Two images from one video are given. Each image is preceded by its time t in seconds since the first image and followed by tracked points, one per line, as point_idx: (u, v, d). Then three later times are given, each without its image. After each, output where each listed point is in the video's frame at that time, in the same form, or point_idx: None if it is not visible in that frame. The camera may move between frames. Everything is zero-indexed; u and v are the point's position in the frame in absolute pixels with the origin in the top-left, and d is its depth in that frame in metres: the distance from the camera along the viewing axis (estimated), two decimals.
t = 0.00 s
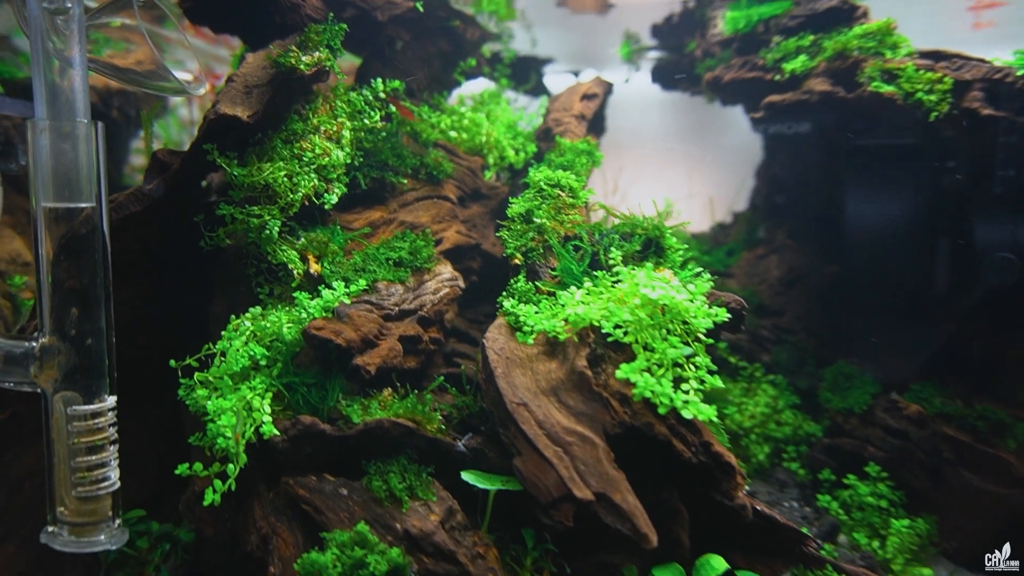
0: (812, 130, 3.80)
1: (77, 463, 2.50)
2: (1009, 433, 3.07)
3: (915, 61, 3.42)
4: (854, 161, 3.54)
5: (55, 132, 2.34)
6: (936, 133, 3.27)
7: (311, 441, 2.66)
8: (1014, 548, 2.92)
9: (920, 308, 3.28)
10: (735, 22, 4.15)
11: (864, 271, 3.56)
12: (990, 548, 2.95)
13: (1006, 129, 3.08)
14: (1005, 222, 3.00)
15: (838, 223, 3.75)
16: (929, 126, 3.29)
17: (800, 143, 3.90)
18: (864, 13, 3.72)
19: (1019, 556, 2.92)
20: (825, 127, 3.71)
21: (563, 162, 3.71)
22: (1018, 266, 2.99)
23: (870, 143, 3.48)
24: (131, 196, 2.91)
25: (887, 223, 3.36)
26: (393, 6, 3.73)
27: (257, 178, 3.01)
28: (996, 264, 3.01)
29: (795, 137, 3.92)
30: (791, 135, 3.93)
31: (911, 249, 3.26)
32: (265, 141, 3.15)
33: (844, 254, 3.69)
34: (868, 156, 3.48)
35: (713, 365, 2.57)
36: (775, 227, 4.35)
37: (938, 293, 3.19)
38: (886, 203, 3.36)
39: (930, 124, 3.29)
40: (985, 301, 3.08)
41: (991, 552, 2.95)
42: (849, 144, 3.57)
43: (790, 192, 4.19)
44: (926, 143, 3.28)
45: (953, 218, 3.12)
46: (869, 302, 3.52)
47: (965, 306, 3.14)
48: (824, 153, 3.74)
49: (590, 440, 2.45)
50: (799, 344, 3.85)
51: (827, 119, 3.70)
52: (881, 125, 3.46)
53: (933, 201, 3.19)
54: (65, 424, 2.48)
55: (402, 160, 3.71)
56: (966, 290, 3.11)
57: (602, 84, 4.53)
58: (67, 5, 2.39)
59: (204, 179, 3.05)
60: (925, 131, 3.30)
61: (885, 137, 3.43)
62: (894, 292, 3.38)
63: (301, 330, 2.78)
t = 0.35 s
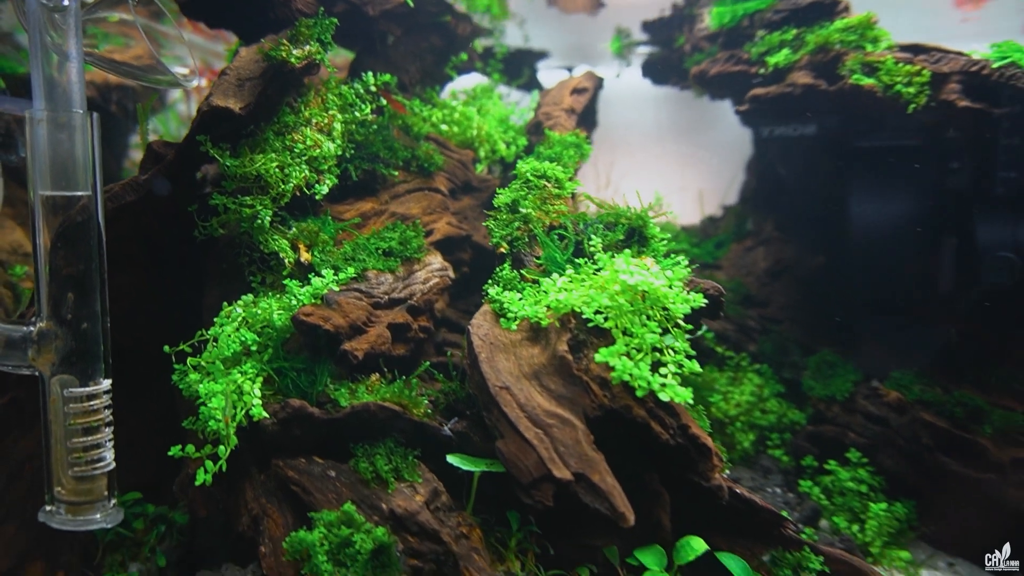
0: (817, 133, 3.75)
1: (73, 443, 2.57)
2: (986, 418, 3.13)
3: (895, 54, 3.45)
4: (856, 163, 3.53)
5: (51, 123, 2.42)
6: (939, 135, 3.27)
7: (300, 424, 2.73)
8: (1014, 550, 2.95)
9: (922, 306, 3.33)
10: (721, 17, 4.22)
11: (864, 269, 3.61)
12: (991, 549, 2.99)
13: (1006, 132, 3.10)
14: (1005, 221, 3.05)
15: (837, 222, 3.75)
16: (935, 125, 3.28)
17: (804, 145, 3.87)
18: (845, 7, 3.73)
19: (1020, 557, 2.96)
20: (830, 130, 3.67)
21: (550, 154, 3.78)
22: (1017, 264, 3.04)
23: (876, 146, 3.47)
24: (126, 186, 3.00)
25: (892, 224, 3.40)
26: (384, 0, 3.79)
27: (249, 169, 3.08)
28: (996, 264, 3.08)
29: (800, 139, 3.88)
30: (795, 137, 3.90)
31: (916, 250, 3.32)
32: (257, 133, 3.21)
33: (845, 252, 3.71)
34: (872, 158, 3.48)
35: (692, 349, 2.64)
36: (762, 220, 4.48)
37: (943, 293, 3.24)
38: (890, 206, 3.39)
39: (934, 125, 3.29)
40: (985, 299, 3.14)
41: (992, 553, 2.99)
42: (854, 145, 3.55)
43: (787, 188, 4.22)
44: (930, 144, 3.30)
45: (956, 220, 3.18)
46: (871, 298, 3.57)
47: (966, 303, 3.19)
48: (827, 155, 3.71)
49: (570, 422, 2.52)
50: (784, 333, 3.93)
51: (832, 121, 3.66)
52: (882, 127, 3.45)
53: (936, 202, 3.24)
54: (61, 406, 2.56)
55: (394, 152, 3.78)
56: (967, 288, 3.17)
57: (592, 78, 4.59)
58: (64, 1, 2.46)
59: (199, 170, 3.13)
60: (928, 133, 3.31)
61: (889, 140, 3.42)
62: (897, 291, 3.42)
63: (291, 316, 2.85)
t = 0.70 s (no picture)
0: (822, 135, 3.69)
1: (69, 424, 2.65)
2: (963, 404, 3.20)
3: (874, 46, 3.50)
4: (860, 163, 3.48)
5: (48, 113, 2.52)
6: (943, 136, 3.20)
7: (289, 406, 2.80)
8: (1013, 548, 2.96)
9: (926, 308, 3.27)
10: (706, 10, 4.23)
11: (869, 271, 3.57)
12: (990, 548, 3.01)
13: (1008, 131, 3.03)
14: (1006, 221, 2.96)
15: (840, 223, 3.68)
16: (938, 129, 3.22)
17: (808, 148, 3.79)
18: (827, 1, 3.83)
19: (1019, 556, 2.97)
20: (836, 131, 3.61)
21: (538, 145, 3.85)
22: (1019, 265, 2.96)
23: (881, 148, 3.39)
24: (120, 175, 3.07)
25: (894, 224, 3.32)
26: None
27: (240, 159, 3.15)
28: (998, 264, 3.00)
29: (804, 142, 3.81)
30: (801, 139, 3.82)
31: (917, 252, 3.24)
32: (249, 124, 3.29)
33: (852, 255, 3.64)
34: (875, 158, 3.42)
35: (670, 334, 2.70)
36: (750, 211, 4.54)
37: (947, 295, 3.16)
38: (891, 206, 3.32)
39: (938, 127, 3.23)
40: (987, 300, 3.08)
41: (991, 552, 3.01)
42: (858, 146, 3.49)
43: (792, 193, 4.13)
44: (932, 146, 3.21)
45: (958, 220, 3.09)
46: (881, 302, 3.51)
47: (967, 303, 3.13)
48: (831, 157, 3.66)
49: (549, 404, 2.59)
50: (769, 323, 4.00)
51: (839, 124, 3.60)
52: (887, 127, 3.39)
53: (939, 203, 3.15)
54: (57, 387, 2.64)
55: (384, 144, 3.84)
56: (969, 289, 3.09)
57: (582, 71, 4.63)
58: None
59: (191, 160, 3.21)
60: (933, 135, 3.23)
61: (892, 140, 3.35)
62: (897, 292, 3.37)
63: (280, 302, 2.93)
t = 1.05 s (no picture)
0: (827, 136, 3.62)
1: (63, 411, 2.72)
2: (941, 394, 3.25)
3: (855, 42, 3.53)
4: (864, 165, 3.44)
5: (43, 107, 2.58)
6: (944, 137, 3.21)
7: (277, 394, 2.86)
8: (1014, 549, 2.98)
9: (929, 306, 3.31)
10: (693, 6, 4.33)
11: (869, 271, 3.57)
12: (990, 548, 3.02)
13: (1010, 131, 3.03)
14: (1007, 221, 2.98)
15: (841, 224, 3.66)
16: (938, 130, 3.24)
17: (809, 150, 3.74)
18: None
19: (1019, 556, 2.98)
20: (838, 133, 3.56)
21: (526, 140, 3.89)
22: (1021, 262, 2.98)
23: (884, 149, 3.38)
24: (114, 169, 3.14)
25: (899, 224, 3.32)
26: None
27: (231, 153, 3.21)
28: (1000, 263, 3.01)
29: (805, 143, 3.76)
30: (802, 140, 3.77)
31: (922, 252, 3.26)
32: (240, 119, 3.35)
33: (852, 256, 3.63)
34: (880, 160, 3.39)
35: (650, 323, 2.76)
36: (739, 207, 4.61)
37: (950, 294, 3.18)
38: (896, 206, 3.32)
39: (939, 127, 3.23)
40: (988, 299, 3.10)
41: (992, 552, 3.01)
42: (860, 148, 3.46)
43: (787, 195, 4.11)
44: (933, 147, 3.23)
45: (961, 220, 3.11)
46: (883, 300, 3.53)
47: (968, 302, 3.16)
48: (832, 159, 3.61)
49: (530, 392, 2.64)
50: (755, 316, 4.06)
51: (841, 125, 3.55)
52: (891, 129, 3.37)
53: (943, 203, 3.17)
54: (51, 375, 2.70)
55: (375, 140, 3.90)
56: (972, 288, 3.11)
57: (572, 69, 4.66)
58: None
59: (186, 153, 3.28)
60: (934, 135, 3.25)
61: (896, 141, 3.34)
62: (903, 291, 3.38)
63: (269, 293, 2.99)
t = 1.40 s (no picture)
0: (832, 137, 3.53)
1: (52, 404, 2.79)
2: (912, 390, 3.33)
3: (830, 44, 3.57)
4: (868, 168, 3.37)
5: (33, 109, 2.66)
6: (948, 138, 3.19)
7: (259, 389, 2.93)
8: (1013, 548, 2.97)
9: (930, 307, 3.31)
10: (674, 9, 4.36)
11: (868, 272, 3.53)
12: (990, 548, 3.01)
13: (1012, 133, 3.05)
14: (1008, 221, 3.01)
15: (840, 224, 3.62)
16: (941, 131, 3.21)
17: (812, 152, 3.65)
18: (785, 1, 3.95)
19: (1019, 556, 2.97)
20: (842, 135, 3.48)
21: (509, 140, 3.96)
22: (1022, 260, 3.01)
23: (889, 151, 3.32)
24: (104, 168, 3.21)
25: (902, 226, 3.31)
26: None
27: (218, 154, 3.29)
28: (1003, 262, 3.04)
29: (808, 145, 3.65)
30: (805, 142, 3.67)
31: (926, 253, 3.24)
32: (227, 120, 3.42)
33: (852, 258, 3.59)
34: (883, 162, 3.33)
35: (623, 319, 2.84)
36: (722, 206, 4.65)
37: (953, 294, 3.19)
38: (899, 207, 3.31)
39: (938, 128, 3.22)
40: (989, 297, 3.11)
41: (991, 552, 3.01)
42: (863, 150, 3.39)
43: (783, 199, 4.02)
44: (937, 149, 3.21)
45: (963, 221, 3.12)
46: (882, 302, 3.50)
47: (970, 302, 3.17)
48: (835, 162, 3.52)
49: (504, 386, 2.72)
50: (736, 314, 4.12)
51: (845, 126, 3.47)
52: (893, 130, 3.33)
53: (948, 203, 3.16)
54: (41, 370, 2.78)
55: (361, 140, 3.98)
56: (975, 288, 3.12)
57: (558, 70, 4.76)
58: None
59: (173, 151, 3.36)
60: (935, 136, 3.23)
61: (900, 144, 3.29)
62: (904, 291, 3.38)
63: (253, 290, 3.07)
